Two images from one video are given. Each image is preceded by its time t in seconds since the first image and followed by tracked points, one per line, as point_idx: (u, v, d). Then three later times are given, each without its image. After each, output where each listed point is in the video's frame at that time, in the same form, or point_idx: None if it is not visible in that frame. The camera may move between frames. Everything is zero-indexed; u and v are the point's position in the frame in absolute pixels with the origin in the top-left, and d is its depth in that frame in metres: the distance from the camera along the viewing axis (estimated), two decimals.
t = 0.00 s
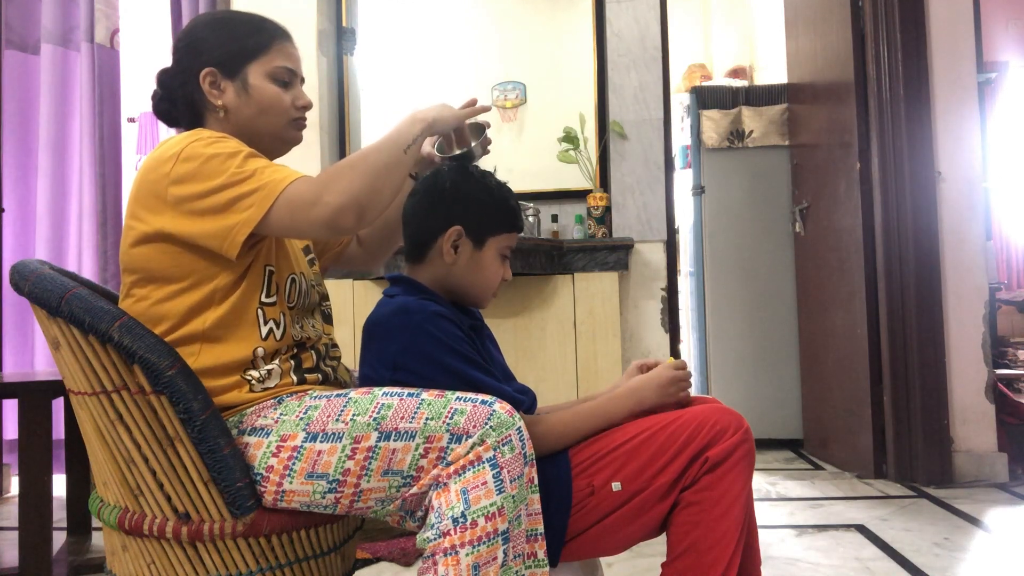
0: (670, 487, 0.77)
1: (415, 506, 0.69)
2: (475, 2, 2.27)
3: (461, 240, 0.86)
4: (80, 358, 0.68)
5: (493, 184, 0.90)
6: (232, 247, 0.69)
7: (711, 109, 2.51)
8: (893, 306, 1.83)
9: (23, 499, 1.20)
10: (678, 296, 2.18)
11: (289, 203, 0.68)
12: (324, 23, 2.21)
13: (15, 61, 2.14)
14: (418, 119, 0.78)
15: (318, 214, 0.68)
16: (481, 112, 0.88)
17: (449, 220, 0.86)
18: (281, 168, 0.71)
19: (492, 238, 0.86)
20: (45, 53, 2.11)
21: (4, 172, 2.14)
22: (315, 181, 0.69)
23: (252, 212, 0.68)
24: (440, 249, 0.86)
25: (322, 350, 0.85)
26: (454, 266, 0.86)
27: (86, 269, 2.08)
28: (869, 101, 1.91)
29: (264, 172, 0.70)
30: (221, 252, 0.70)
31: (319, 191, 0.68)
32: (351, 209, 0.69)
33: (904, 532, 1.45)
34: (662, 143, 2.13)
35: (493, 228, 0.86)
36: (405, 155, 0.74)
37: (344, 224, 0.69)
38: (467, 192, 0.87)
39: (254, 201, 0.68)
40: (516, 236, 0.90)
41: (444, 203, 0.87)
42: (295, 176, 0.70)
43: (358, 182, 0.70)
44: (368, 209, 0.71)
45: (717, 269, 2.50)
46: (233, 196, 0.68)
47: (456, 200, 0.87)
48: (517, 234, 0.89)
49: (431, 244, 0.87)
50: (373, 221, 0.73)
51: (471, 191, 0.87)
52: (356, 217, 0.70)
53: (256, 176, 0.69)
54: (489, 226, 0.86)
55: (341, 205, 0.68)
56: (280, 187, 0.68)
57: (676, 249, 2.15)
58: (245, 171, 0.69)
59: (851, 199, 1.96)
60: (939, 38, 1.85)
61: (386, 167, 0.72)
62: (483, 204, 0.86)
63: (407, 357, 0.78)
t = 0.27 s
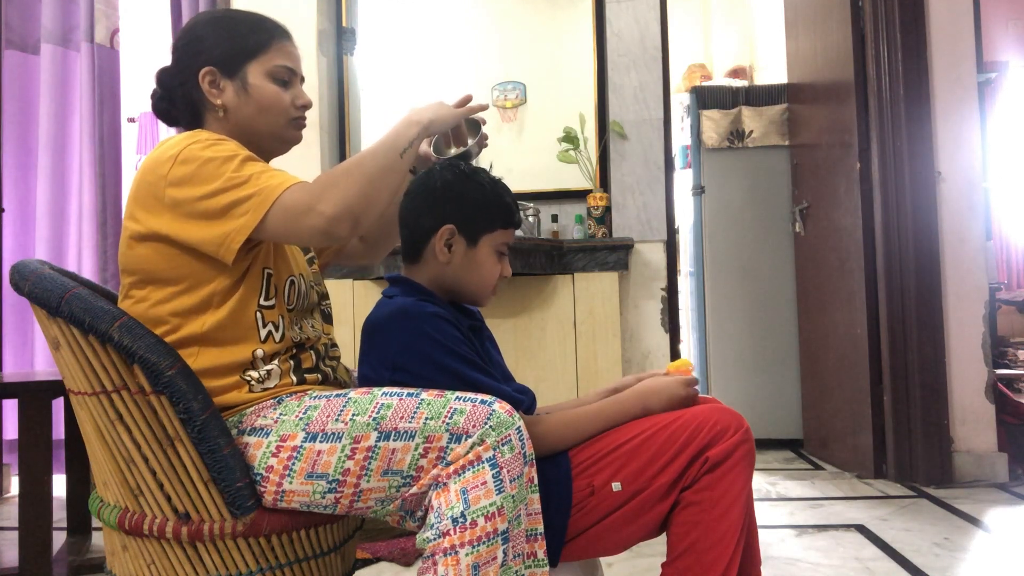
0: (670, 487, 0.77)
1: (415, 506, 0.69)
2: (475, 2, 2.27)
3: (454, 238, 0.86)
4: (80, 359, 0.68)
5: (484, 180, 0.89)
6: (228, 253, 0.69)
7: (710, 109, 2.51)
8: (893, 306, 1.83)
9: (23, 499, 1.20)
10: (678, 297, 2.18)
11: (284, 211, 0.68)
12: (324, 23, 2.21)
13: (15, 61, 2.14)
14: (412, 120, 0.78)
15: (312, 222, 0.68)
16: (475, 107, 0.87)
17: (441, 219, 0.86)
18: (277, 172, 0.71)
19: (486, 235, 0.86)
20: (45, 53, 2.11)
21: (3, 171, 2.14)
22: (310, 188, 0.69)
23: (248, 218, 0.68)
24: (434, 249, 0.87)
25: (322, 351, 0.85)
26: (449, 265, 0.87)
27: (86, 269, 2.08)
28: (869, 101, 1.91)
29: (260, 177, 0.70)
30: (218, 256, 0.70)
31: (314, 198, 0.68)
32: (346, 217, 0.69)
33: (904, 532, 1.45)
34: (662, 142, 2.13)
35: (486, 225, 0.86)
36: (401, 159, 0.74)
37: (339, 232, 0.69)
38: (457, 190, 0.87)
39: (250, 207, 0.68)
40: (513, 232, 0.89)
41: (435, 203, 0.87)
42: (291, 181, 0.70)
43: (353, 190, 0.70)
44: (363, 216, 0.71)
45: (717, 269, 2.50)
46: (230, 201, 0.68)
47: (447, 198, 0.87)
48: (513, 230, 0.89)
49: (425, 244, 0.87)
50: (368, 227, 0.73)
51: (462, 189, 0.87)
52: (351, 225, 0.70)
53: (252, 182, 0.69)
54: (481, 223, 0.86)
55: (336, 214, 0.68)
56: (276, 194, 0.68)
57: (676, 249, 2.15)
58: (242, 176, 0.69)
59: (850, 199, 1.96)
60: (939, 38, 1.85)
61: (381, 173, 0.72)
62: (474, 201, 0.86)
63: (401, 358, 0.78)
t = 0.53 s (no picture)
0: (670, 487, 0.77)
1: (415, 506, 0.69)
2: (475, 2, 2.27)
3: (452, 237, 0.86)
4: (80, 359, 0.68)
5: (481, 179, 0.89)
6: (226, 255, 0.69)
7: (710, 109, 2.51)
8: (893, 306, 1.83)
9: (23, 499, 1.20)
10: (678, 297, 2.18)
11: (282, 212, 0.67)
12: (324, 23, 2.21)
13: (15, 61, 2.14)
14: (411, 121, 0.77)
15: (310, 224, 0.68)
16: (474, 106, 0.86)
17: (438, 219, 0.86)
18: (275, 173, 0.71)
19: (484, 232, 0.86)
20: (45, 53, 2.11)
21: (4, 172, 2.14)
22: (308, 190, 0.69)
23: (246, 220, 0.68)
24: (432, 249, 0.87)
25: (322, 351, 0.85)
26: (448, 264, 0.87)
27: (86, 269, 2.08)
28: (869, 101, 1.91)
29: (257, 178, 0.69)
30: (216, 258, 0.70)
31: (312, 200, 0.68)
32: (344, 219, 0.69)
33: (904, 532, 1.45)
34: (662, 143, 2.13)
35: (484, 223, 0.86)
36: (400, 160, 0.74)
37: (337, 234, 0.69)
38: (454, 189, 0.87)
39: (248, 209, 0.68)
40: (510, 231, 0.89)
41: (432, 202, 0.87)
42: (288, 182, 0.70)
43: (351, 192, 0.70)
44: (361, 217, 0.71)
45: (717, 269, 2.50)
46: (228, 202, 0.68)
47: (443, 198, 0.87)
48: (511, 227, 0.89)
49: (423, 244, 0.87)
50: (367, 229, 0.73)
51: (459, 188, 0.87)
52: (349, 226, 0.70)
53: (249, 183, 0.69)
54: (479, 221, 0.86)
55: (334, 215, 0.68)
56: (273, 195, 0.68)
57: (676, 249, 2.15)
58: (240, 177, 0.69)
59: (851, 198, 1.96)
60: (939, 38, 1.85)
61: (379, 175, 0.72)
62: (471, 199, 0.86)
63: (400, 358, 0.78)
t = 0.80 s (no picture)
0: (670, 487, 0.77)
1: (415, 506, 0.69)
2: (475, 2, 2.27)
3: (454, 236, 0.86)
4: (80, 358, 0.68)
5: (479, 178, 0.89)
6: (227, 253, 0.69)
7: (710, 109, 2.51)
8: (893, 306, 1.83)
9: (23, 499, 1.20)
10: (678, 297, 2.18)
11: (284, 210, 0.67)
12: (324, 23, 2.22)
13: (15, 61, 2.14)
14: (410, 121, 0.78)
15: (312, 222, 0.68)
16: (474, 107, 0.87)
17: (439, 218, 0.86)
18: (276, 172, 0.71)
19: (484, 231, 0.87)
20: (45, 53, 2.11)
21: (4, 172, 2.14)
22: (309, 188, 0.69)
23: (247, 218, 0.68)
24: (433, 248, 0.86)
25: (322, 350, 0.85)
26: (450, 263, 0.86)
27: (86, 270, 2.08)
28: (869, 101, 1.91)
29: (258, 177, 0.69)
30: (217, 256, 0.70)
31: (313, 198, 0.68)
32: (346, 217, 0.69)
33: (904, 532, 1.45)
34: (662, 143, 2.13)
35: (484, 223, 0.86)
36: (401, 159, 0.74)
37: (339, 231, 0.69)
38: (454, 189, 0.87)
39: (250, 206, 0.68)
40: (508, 229, 0.90)
41: (432, 202, 0.87)
42: (289, 180, 0.70)
43: (352, 191, 0.70)
44: (362, 215, 0.71)
45: (717, 269, 2.50)
46: (229, 201, 0.68)
47: (443, 198, 0.86)
48: (509, 225, 0.90)
49: (424, 244, 0.87)
50: (368, 227, 0.73)
51: (458, 188, 0.87)
52: (350, 224, 0.70)
53: (251, 182, 0.69)
54: (479, 221, 0.86)
55: (336, 212, 0.68)
56: (275, 194, 0.68)
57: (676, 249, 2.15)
58: (240, 175, 0.69)
59: (850, 198, 1.96)
60: (939, 38, 1.85)
61: (380, 173, 0.72)
62: (471, 199, 0.86)
63: (401, 358, 0.78)
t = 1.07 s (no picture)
0: (671, 487, 0.77)
1: (415, 506, 0.69)
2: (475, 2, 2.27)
3: (455, 236, 0.86)
4: (80, 358, 0.68)
5: (479, 178, 0.89)
6: (230, 250, 0.69)
7: (710, 109, 2.51)
8: (893, 306, 1.83)
9: (23, 499, 1.20)
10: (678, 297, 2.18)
11: (287, 207, 0.68)
12: (324, 23, 2.22)
13: (15, 61, 2.14)
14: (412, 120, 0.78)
15: (316, 219, 0.68)
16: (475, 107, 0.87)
17: (440, 218, 0.86)
18: (279, 169, 0.71)
19: (485, 231, 0.87)
20: (45, 53, 2.11)
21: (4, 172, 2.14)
22: (312, 186, 0.69)
23: (250, 215, 0.68)
24: (434, 248, 0.86)
25: (322, 349, 0.85)
26: (450, 263, 0.86)
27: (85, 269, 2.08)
28: (869, 102, 1.91)
29: (261, 174, 0.69)
30: (220, 254, 0.70)
31: (317, 195, 0.68)
32: (349, 214, 0.69)
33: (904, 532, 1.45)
34: (662, 143, 2.13)
35: (484, 222, 0.87)
36: (404, 157, 0.74)
37: (343, 228, 0.69)
38: (454, 189, 0.87)
39: (253, 203, 0.68)
40: (508, 228, 0.90)
41: (433, 202, 0.87)
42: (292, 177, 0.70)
43: (355, 187, 0.70)
44: (366, 212, 0.71)
45: (717, 269, 2.50)
46: (231, 199, 0.68)
47: (443, 198, 0.86)
48: (510, 224, 0.90)
49: (425, 244, 0.87)
50: (372, 223, 0.73)
51: (459, 188, 0.87)
52: (354, 221, 0.70)
53: (253, 180, 0.69)
54: (480, 220, 0.86)
55: (340, 209, 0.68)
56: (278, 191, 0.68)
57: (676, 249, 2.15)
58: (243, 173, 0.69)
59: (850, 198, 1.96)
60: (939, 38, 1.85)
61: (384, 171, 0.72)
62: (472, 199, 0.86)
63: (402, 358, 0.78)
